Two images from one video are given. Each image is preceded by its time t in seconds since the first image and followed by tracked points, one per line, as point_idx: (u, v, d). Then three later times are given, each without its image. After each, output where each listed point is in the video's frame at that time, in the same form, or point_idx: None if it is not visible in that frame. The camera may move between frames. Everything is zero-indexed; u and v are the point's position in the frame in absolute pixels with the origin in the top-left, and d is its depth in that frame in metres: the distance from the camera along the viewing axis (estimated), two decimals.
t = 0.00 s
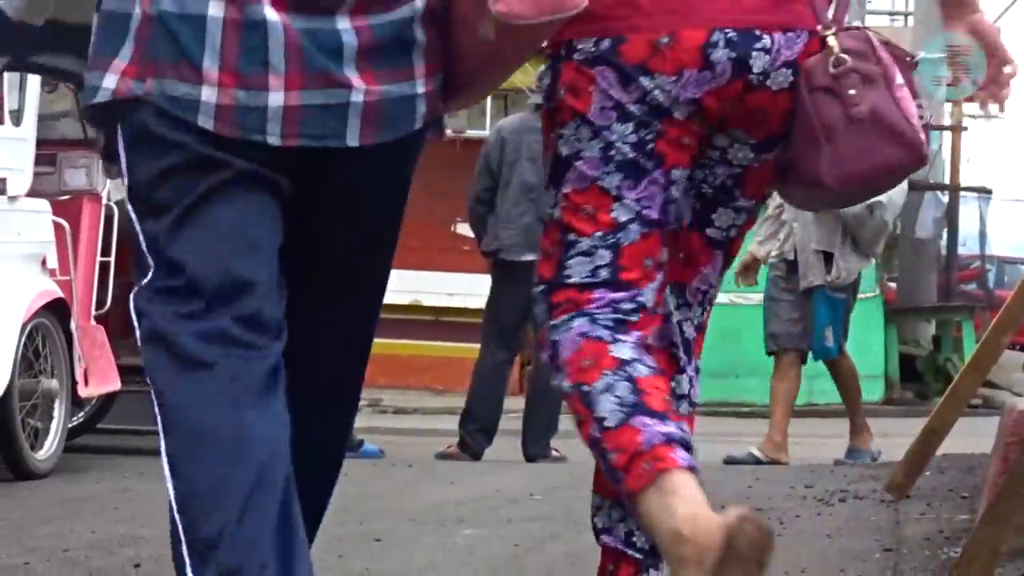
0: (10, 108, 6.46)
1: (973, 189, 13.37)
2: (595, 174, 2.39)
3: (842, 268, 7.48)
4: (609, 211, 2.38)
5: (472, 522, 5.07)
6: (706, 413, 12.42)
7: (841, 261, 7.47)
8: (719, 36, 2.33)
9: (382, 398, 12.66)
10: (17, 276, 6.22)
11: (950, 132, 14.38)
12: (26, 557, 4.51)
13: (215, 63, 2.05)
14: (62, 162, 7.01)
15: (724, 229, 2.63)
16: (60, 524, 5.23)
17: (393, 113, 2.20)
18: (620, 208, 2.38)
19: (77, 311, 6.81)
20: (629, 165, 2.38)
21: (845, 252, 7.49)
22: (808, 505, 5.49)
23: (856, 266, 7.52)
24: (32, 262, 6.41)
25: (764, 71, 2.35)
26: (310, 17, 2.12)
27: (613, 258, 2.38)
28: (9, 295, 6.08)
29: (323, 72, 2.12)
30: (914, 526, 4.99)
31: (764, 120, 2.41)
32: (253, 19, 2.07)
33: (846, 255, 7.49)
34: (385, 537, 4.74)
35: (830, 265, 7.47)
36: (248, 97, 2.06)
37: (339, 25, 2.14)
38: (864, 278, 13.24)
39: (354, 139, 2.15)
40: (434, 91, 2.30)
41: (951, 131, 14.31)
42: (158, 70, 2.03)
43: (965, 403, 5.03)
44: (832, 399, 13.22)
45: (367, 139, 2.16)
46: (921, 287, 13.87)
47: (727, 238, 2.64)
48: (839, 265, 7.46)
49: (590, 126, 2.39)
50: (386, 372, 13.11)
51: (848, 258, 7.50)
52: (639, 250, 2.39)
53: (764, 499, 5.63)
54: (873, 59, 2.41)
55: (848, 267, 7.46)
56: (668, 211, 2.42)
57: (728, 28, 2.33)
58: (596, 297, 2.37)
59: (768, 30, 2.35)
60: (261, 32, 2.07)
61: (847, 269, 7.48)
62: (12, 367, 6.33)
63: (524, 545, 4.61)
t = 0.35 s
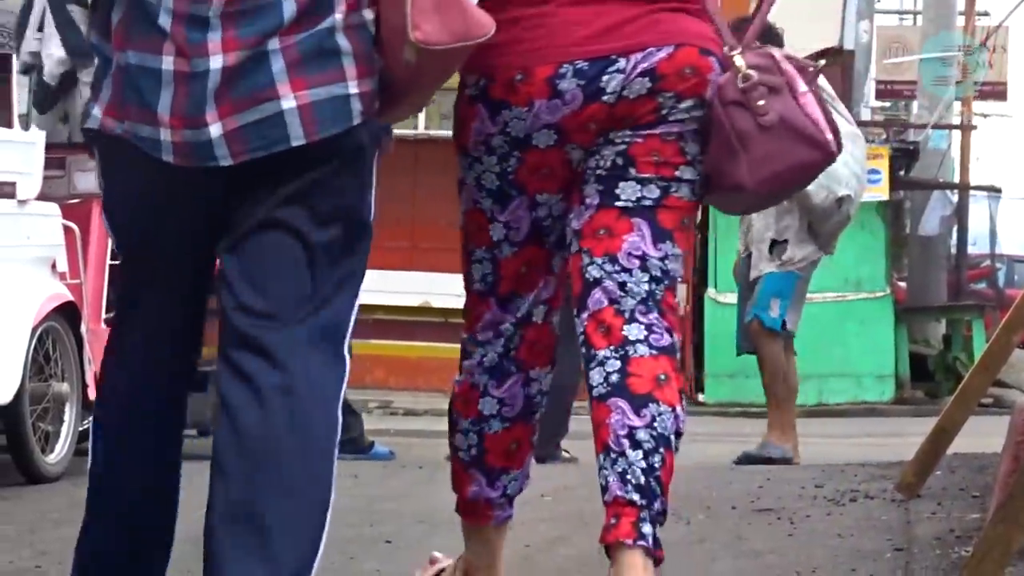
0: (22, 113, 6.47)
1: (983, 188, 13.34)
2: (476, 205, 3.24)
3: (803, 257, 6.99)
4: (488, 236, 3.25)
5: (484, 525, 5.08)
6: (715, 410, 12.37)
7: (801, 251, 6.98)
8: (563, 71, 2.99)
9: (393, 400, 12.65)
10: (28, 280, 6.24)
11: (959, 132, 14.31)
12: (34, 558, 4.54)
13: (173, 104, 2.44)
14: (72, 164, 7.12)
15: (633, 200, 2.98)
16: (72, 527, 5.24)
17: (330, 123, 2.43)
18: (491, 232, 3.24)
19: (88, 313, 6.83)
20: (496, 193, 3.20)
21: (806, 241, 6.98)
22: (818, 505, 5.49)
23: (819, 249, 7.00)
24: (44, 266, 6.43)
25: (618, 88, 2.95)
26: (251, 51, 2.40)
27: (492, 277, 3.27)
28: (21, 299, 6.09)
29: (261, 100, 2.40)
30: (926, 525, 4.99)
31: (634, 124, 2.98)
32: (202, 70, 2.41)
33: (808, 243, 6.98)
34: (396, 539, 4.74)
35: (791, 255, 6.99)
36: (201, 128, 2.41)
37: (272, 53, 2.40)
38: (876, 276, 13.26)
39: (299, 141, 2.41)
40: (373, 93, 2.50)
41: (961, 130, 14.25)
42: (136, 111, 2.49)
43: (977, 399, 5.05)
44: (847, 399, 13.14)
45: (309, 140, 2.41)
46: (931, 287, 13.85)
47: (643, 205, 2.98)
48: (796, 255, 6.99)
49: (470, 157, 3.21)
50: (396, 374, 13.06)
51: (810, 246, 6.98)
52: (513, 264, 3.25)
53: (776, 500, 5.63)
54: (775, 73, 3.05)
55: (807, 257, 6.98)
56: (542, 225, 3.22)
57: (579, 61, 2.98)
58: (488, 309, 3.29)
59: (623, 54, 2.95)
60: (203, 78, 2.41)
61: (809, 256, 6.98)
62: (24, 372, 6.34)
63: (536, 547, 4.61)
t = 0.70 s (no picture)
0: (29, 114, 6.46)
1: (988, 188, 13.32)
2: (445, 204, 3.41)
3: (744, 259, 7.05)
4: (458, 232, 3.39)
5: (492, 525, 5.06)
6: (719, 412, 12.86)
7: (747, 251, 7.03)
8: (521, 81, 3.31)
9: (399, 399, 12.65)
10: (34, 280, 6.25)
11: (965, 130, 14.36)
12: (43, 557, 4.53)
13: (138, 120, 2.87)
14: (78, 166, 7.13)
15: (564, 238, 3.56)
16: (78, 526, 5.24)
17: (277, 152, 2.90)
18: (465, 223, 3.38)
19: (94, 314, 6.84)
20: (470, 186, 3.39)
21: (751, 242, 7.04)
22: (824, 503, 5.49)
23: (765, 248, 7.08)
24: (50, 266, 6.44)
25: (562, 112, 3.36)
26: (213, 83, 2.86)
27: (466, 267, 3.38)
28: (26, 299, 6.09)
29: (219, 128, 2.86)
30: (930, 525, 4.97)
31: (571, 152, 3.43)
32: (162, 90, 2.86)
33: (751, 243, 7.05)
34: (401, 538, 4.75)
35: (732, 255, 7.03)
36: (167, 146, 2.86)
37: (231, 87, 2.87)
38: (882, 275, 13.39)
39: (245, 170, 2.89)
40: (327, 125, 2.95)
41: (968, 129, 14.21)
42: (102, 122, 2.89)
43: (985, 396, 5.04)
44: (853, 397, 13.32)
45: (254, 170, 2.89)
46: (937, 285, 13.84)
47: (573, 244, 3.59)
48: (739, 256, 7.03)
49: (436, 159, 3.41)
50: (403, 373, 13.53)
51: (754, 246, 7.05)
52: (491, 249, 3.38)
53: (781, 498, 5.63)
54: (651, 98, 3.35)
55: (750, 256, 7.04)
56: (513, 219, 3.41)
57: (528, 74, 3.32)
58: (471, 300, 3.37)
59: (565, 81, 3.35)
60: (167, 99, 2.85)
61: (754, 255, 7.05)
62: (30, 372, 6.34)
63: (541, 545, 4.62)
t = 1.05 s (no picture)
0: (31, 115, 6.41)
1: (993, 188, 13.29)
2: (425, 222, 3.67)
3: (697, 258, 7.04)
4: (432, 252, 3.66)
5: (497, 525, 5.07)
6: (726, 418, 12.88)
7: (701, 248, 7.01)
8: (513, 114, 3.56)
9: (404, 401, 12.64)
10: (39, 282, 6.24)
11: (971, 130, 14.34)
12: (48, 558, 4.54)
13: (195, 165, 3.16)
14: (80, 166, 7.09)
15: (558, 242, 3.72)
16: (82, 528, 5.23)
17: (322, 182, 3.21)
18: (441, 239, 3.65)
19: (100, 315, 6.84)
20: (448, 211, 3.64)
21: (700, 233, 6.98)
22: (830, 504, 5.48)
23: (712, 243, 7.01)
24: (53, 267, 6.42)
25: (552, 133, 3.56)
26: (263, 126, 3.16)
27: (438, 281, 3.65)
28: (29, 302, 6.07)
29: (270, 165, 3.17)
30: (934, 525, 4.97)
31: (562, 165, 3.62)
32: (212, 135, 3.15)
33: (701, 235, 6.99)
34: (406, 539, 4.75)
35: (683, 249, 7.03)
36: (223, 187, 3.17)
37: (277, 126, 3.16)
38: (887, 275, 13.46)
39: (294, 200, 3.20)
40: (357, 154, 3.28)
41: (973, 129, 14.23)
42: (162, 168, 3.19)
43: (990, 398, 5.03)
44: (857, 398, 13.40)
45: (302, 199, 3.20)
46: (943, 286, 13.82)
47: (564, 246, 3.72)
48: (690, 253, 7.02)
49: (435, 183, 3.65)
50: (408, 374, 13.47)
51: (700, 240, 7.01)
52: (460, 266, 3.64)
53: (787, 499, 5.62)
54: (651, 116, 3.60)
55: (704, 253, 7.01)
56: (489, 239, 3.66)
57: (520, 107, 3.55)
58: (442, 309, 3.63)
59: (556, 106, 3.56)
60: (219, 143, 3.15)
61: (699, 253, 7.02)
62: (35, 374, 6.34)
63: (546, 547, 4.61)
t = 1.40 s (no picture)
0: (35, 114, 6.38)
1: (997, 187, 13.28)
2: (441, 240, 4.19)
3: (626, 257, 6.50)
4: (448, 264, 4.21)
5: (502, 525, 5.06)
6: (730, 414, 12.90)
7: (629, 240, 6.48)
8: (485, 152, 3.91)
9: (407, 401, 12.68)
10: (42, 282, 6.24)
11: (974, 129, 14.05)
12: (51, 558, 4.54)
13: (214, 188, 3.74)
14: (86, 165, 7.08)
15: (534, 248, 3.88)
16: (87, 528, 5.24)
17: (318, 197, 3.66)
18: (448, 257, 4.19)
19: (102, 314, 6.84)
20: (450, 235, 4.15)
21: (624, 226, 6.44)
22: (834, 505, 5.48)
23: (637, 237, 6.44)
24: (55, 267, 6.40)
25: (520, 166, 3.87)
26: (268, 150, 3.68)
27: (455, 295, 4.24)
28: (30, 304, 6.06)
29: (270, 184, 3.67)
30: (940, 526, 4.96)
31: (535, 197, 3.89)
32: (230, 162, 3.71)
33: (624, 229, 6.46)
34: (410, 538, 4.75)
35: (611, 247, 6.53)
36: (235, 206, 3.71)
37: (280, 149, 3.68)
38: (891, 275, 13.52)
39: (295, 214, 3.66)
40: (356, 174, 3.72)
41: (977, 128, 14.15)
42: (191, 192, 3.79)
43: (994, 397, 5.04)
44: (861, 397, 13.38)
45: (301, 213, 3.66)
46: (947, 285, 13.81)
47: (540, 253, 3.87)
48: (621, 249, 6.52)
49: (445, 205, 4.09)
50: (412, 374, 13.83)
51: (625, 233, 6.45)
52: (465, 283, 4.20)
53: (791, 499, 5.62)
54: (619, 157, 3.81)
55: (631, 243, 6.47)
56: (490, 255, 4.16)
57: (491, 145, 3.90)
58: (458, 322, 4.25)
59: (523, 142, 3.88)
60: (233, 167, 3.71)
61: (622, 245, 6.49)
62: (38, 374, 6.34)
63: (550, 547, 4.61)
